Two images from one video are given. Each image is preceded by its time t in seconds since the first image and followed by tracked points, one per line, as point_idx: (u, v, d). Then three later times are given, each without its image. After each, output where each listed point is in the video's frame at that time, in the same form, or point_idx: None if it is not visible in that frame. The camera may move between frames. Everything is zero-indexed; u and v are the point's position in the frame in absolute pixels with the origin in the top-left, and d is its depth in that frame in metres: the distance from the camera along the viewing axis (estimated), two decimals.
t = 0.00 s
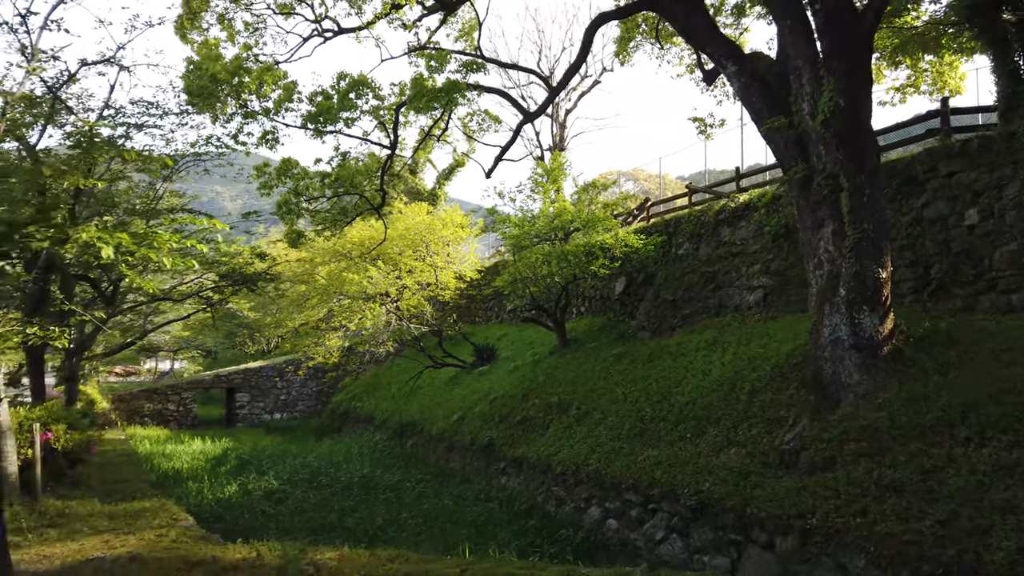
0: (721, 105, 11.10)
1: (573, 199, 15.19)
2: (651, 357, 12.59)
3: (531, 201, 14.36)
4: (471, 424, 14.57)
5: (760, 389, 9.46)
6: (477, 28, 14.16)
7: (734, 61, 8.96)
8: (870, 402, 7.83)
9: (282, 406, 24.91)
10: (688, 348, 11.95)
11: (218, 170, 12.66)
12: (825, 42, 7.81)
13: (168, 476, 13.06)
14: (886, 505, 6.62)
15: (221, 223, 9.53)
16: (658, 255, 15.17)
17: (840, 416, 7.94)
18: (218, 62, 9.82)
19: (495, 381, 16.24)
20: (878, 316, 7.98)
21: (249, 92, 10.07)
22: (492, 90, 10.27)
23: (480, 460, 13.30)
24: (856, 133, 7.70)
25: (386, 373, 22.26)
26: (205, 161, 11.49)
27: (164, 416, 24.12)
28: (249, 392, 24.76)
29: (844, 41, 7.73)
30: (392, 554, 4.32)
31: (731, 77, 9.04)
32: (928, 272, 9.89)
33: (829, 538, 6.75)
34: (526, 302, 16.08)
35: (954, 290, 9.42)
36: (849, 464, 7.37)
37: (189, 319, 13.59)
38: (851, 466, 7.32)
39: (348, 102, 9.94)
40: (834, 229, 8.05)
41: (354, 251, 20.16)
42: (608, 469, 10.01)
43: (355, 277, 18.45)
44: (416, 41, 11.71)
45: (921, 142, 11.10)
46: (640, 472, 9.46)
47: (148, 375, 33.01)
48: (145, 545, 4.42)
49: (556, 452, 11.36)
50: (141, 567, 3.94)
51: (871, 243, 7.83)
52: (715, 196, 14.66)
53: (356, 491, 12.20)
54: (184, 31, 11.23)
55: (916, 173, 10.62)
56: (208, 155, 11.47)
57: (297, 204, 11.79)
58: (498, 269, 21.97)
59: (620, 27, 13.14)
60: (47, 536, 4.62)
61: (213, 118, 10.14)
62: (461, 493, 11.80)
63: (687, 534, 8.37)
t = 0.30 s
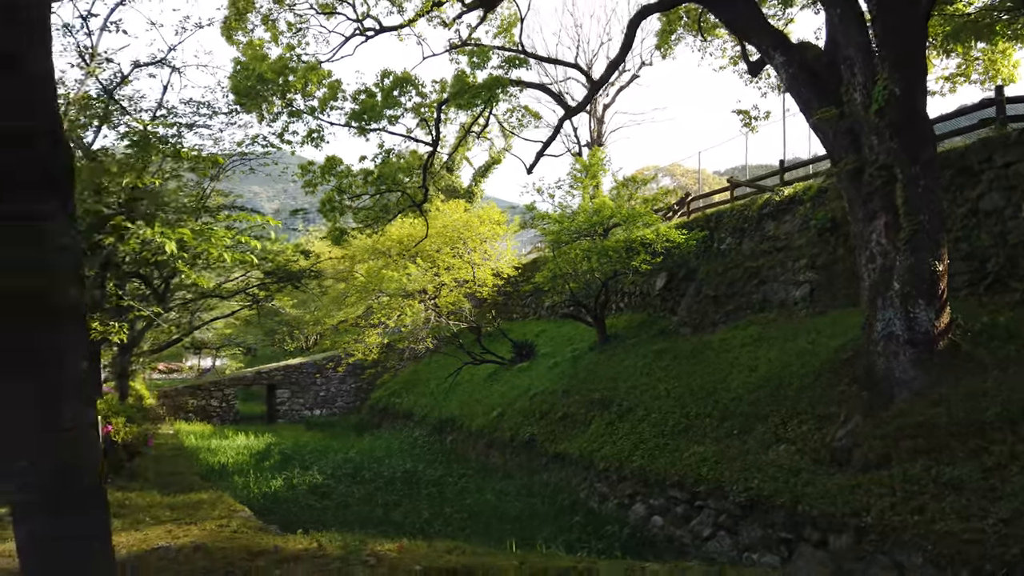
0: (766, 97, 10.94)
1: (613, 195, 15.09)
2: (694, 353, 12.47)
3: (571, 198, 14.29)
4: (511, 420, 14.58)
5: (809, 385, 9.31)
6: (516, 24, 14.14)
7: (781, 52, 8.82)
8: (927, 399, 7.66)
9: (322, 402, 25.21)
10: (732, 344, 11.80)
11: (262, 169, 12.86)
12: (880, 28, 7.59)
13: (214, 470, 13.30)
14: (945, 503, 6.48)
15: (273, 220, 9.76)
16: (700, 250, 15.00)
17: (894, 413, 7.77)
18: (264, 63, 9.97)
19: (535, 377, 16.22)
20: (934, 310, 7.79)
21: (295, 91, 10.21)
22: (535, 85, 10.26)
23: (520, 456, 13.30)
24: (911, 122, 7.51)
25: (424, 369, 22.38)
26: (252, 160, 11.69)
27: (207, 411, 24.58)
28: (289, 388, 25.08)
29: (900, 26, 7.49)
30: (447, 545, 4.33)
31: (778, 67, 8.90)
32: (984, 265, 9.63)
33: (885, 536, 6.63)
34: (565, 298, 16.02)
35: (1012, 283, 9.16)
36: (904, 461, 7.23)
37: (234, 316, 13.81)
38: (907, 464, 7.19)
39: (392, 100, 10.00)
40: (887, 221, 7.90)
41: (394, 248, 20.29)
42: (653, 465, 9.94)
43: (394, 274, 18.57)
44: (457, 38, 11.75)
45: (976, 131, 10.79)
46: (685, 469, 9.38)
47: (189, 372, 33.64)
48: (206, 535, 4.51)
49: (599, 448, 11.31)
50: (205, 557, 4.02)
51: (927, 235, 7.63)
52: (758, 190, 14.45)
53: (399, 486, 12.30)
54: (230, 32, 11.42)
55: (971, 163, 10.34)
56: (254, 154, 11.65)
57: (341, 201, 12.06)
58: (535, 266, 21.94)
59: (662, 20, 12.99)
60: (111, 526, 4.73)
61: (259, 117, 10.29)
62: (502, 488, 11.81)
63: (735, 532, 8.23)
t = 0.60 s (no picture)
0: (798, 88, 10.80)
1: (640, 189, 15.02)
2: (725, 348, 12.37)
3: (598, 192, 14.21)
4: (539, 415, 14.55)
5: (846, 381, 9.21)
6: (542, 19, 14.08)
7: (817, 42, 8.70)
8: (969, 395, 7.55)
9: (347, 397, 25.34)
10: (765, 339, 11.67)
11: (292, 165, 12.96)
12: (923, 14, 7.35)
13: (245, 465, 13.41)
14: (990, 502, 6.43)
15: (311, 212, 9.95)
16: (729, 245, 14.86)
17: (935, 409, 7.67)
18: (295, 59, 10.07)
19: (561, 372, 16.15)
20: (976, 305, 7.63)
21: (326, 87, 10.28)
22: (565, 79, 10.21)
23: (548, 452, 13.25)
24: (954, 114, 7.36)
25: (450, 365, 22.42)
26: (282, 156, 11.79)
27: (234, 406, 24.80)
28: (315, 383, 25.21)
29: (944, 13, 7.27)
30: (492, 540, 4.31)
31: (814, 58, 8.79)
32: None
33: (929, 534, 6.58)
34: (592, 294, 15.95)
35: None
36: (947, 458, 7.15)
37: (263, 312, 13.92)
38: (949, 461, 7.11)
39: (422, 96, 10.01)
40: (928, 214, 7.80)
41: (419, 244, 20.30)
42: (685, 461, 9.86)
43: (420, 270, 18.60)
44: (484, 32, 11.73)
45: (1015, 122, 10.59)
46: (719, 465, 9.30)
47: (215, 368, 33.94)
48: (250, 528, 4.54)
49: (629, 444, 11.25)
50: (252, 550, 4.04)
51: (970, 228, 7.47)
52: (788, 183, 14.30)
53: (428, 481, 12.33)
54: (259, 29, 11.49)
55: (1011, 155, 10.16)
56: (283, 151, 11.74)
57: (370, 198, 12.18)
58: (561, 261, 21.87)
59: (692, 11, 12.84)
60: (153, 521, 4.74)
61: (290, 113, 10.34)
62: (532, 484, 11.77)
63: (771, 529, 8.04)
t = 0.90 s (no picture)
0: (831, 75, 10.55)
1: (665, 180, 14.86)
2: (755, 341, 12.21)
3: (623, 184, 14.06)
4: (564, 409, 14.44)
5: (883, 374, 9.05)
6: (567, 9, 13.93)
7: (853, 28, 8.51)
8: (1013, 387, 7.37)
9: (370, 391, 25.38)
10: (796, 332, 11.49)
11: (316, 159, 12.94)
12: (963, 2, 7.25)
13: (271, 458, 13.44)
14: None
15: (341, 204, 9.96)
16: (758, 236, 14.65)
17: (979, 402, 7.52)
18: (322, 51, 10.03)
19: (586, 365, 16.02)
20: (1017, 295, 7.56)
21: (353, 79, 10.24)
22: (593, 68, 10.08)
23: (574, 445, 13.14)
24: (998, 99, 7.04)
25: (472, 359, 22.38)
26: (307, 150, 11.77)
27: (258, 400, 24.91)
28: (337, 377, 25.27)
29: None
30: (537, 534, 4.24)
31: (850, 44, 8.60)
32: None
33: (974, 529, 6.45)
34: (618, 287, 15.80)
35: None
36: (991, 452, 7.00)
37: (287, 305, 13.91)
38: (994, 454, 6.96)
39: (450, 87, 9.92)
40: (969, 202, 7.63)
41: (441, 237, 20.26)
42: (717, 455, 9.74)
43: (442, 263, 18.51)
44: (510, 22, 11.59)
45: None
46: (752, 459, 9.18)
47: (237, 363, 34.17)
48: (291, 520, 4.51)
49: (658, 438, 11.13)
50: (294, 542, 4.00)
51: (1015, 217, 7.24)
52: (818, 173, 14.08)
53: (455, 474, 12.29)
54: (285, 22, 11.44)
55: None
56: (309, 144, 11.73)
57: (395, 190, 12.12)
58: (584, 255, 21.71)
59: None
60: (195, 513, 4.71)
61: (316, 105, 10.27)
62: (559, 478, 11.69)
63: (808, 524, 7.92)
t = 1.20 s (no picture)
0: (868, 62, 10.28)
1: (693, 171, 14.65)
2: (786, 334, 12.02)
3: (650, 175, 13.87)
4: (591, 403, 14.32)
5: (923, 368, 8.89)
6: None
7: (892, 12, 8.17)
8: None
9: (392, 385, 25.40)
10: (830, 325, 11.30)
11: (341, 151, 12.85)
12: None
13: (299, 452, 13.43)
14: None
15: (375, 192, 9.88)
16: (788, 228, 14.42)
17: None
18: (350, 42, 9.96)
19: (612, 359, 15.87)
20: None
21: (380, 71, 10.15)
22: (624, 58, 9.91)
23: (602, 439, 13.01)
24: None
25: (495, 353, 22.29)
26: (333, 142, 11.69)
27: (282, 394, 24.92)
28: (360, 371, 25.29)
29: None
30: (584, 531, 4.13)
31: (889, 28, 8.26)
32: None
33: None
34: (644, 280, 15.62)
35: None
36: None
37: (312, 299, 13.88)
38: None
39: (479, 77, 9.81)
40: (1016, 190, 7.39)
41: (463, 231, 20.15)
42: (750, 450, 9.60)
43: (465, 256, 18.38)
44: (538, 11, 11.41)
45: None
46: (787, 455, 9.04)
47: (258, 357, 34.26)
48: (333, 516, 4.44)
49: (688, 433, 10.98)
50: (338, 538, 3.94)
51: None
52: (850, 163, 13.82)
53: (483, 469, 12.22)
54: (311, 14, 11.37)
55: None
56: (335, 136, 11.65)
57: (421, 182, 12.04)
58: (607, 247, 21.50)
59: None
60: (235, 509, 4.67)
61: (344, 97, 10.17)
62: (588, 472, 11.57)
63: (847, 521, 7.79)
